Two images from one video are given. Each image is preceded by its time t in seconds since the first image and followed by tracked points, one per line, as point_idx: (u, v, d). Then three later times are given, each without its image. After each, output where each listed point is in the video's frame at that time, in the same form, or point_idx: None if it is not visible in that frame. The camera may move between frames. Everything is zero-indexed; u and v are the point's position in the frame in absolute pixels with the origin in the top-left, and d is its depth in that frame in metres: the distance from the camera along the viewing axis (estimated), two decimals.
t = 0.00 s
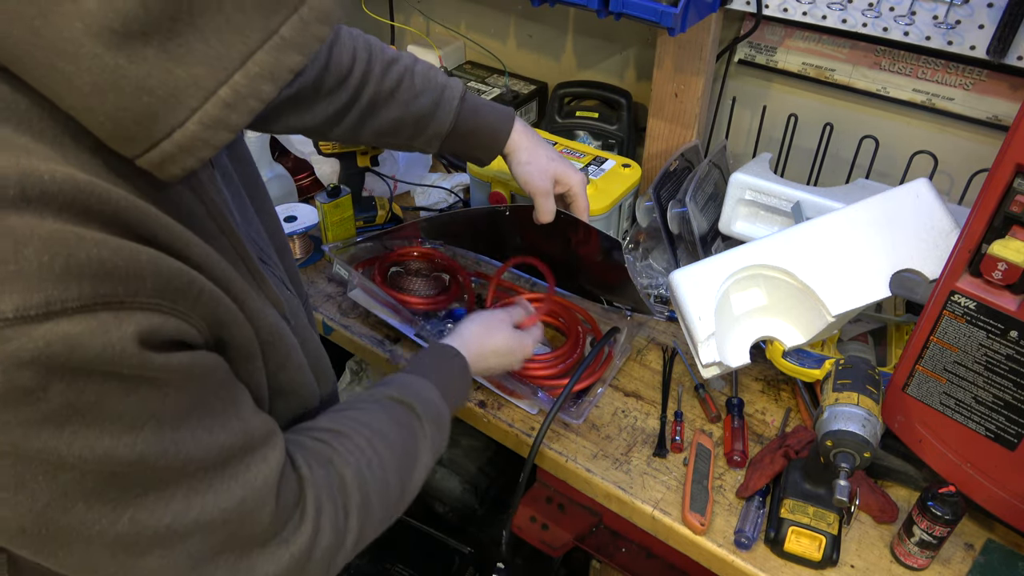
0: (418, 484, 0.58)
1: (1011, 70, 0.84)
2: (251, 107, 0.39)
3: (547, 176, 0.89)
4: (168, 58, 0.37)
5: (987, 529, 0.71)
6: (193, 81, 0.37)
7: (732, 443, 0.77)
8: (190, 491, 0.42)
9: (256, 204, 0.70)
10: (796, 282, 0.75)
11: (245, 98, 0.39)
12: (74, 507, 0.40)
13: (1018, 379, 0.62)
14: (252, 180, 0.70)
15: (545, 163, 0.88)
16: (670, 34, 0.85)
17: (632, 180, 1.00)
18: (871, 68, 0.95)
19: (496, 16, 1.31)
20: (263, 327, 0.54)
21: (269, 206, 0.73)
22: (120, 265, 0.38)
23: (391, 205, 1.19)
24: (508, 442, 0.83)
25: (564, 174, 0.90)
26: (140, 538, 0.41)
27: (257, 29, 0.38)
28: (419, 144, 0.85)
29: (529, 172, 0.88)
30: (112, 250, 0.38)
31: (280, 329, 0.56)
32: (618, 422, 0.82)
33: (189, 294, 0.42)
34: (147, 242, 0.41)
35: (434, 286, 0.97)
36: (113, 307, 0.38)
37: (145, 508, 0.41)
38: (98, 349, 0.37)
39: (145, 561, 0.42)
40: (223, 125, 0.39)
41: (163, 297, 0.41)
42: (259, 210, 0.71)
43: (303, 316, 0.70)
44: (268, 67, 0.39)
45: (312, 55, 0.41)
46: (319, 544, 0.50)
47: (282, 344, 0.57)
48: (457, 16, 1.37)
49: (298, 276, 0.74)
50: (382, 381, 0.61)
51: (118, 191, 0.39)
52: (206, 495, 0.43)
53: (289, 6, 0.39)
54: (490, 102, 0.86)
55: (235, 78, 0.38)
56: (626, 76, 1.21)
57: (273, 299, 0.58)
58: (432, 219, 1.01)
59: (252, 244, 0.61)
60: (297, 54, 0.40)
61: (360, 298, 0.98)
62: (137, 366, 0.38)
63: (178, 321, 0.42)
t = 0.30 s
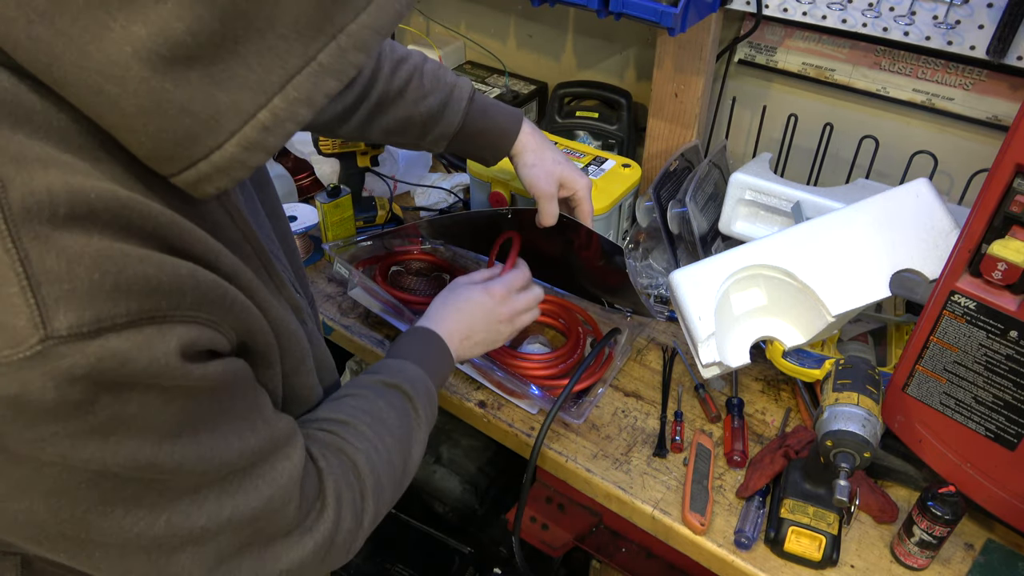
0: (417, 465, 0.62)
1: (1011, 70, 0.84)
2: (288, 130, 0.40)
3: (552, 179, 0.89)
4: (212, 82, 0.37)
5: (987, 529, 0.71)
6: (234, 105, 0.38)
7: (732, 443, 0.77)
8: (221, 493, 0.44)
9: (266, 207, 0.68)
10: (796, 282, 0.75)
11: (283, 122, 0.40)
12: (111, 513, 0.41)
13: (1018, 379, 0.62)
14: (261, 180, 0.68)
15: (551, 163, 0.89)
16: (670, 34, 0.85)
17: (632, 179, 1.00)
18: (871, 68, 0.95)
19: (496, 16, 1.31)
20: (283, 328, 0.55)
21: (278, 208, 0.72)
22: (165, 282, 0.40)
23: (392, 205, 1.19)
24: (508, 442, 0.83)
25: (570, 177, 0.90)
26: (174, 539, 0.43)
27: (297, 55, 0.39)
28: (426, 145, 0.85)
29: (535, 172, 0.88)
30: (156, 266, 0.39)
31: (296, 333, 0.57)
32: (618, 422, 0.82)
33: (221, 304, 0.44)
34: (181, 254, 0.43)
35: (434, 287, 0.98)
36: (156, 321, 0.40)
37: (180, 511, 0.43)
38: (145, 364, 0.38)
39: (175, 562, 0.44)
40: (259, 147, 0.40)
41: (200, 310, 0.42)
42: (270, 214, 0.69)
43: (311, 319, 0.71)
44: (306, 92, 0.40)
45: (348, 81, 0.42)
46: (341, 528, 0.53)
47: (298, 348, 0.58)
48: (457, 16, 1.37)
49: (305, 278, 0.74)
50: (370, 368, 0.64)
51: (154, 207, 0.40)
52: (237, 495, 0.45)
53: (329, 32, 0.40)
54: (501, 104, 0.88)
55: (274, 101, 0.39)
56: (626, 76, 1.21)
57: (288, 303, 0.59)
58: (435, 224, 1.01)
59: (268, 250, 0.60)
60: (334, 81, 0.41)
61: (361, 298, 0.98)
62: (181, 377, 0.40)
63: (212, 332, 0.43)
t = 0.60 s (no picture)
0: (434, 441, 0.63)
1: (1011, 70, 0.84)
2: (320, 120, 0.41)
3: (548, 189, 0.89)
4: (250, 75, 0.38)
5: (987, 529, 0.71)
6: (270, 97, 0.39)
7: (732, 443, 0.77)
8: (275, 471, 0.45)
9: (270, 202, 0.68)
10: (796, 282, 0.75)
11: (316, 112, 0.40)
12: (175, 491, 0.42)
13: (1018, 379, 0.62)
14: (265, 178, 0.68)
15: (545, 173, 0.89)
16: (670, 34, 0.85)
17: (632, 180, 1.00)
18: (871, 68, 0.95)
19: (496, 16, 1.31)
20: (307, 323, 0.55)
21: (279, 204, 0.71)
22: (218, 262, 0.40)
23: (392, 205, 1.20)
24: (508, 442, 0.83)
25: (566, 186, 0.90)
26: (233, 516, 0.44)
27: (328, 47, 0.40)
28: (422, 149, 0.85)
29: (530, 182, 0.88)
30: (208, 249, 0.40)
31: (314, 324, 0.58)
32: (618, 422, 0.82)
33: (262, 288, 0.44)
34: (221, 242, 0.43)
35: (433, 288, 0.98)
36: (209, 300, 0.40)
37: (237, 490, 0.44)
38: (205, 342, 0.38)
39: (232, 537, 0.45)
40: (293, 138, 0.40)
41: (245, 292, 0.43)
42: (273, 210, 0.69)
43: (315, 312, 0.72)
44: (337, 83, 0.40)
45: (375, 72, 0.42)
46: (383, 497, 0.54)
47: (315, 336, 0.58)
48: (457, 17, 1.37)
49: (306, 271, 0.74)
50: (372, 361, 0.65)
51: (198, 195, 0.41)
52: (288, 472, 0.46)
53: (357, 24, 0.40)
54: (498, 108, 0.88)
55: (308, 92, 0.40)
56: (626, 76, 1.21)
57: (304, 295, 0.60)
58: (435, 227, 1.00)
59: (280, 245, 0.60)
60: (363, 70, 0.41)
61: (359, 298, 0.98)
62: (236, 355, 0.40)
63: (257, 314, 0.44)
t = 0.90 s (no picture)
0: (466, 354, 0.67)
1: (1011, 70, 0.84)
2: (348, 97, 0.44)
3: (545, 191, 0.88)
4: (282, 55, 0.41)
5: (987, 529, 0.71)
6: (300, 76, 0.42)
7: (732, 443, 0.77)
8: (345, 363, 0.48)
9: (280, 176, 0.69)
10: (797, 282, 0.75)
11: (344, 89, 0.43)
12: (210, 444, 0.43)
13: (1018, 379, 0.62)
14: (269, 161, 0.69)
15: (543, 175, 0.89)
16: (670, 34, 0.85)
17: (632, 179, 1.00)
18: (871, 68, 0.95)
19: (496, 16, 1.31)
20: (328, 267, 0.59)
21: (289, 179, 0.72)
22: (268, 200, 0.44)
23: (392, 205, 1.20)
24: (508, 442, 0.83)
25: (562, 189, 0.89)
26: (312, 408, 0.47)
27: (354, 24, 0.42)
28: (416, 155, 0.85)
29: (527, 184, 0.88)
30: (261, 191, 0.43)
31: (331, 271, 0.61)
32: (618, 422, 0.82)
33: (299, 221, 0.48)
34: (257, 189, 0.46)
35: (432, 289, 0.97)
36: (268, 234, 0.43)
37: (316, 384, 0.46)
38: (280, 270, 0.42)
39: (318, 428, 0.48)
40: (321, 114, 0.44)
41: (291, 225, 0.47)
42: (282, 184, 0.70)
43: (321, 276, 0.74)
44: (365, 60, 0.43)
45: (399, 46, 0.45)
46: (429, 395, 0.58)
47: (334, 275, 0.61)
48: (457, 17, 1.37)
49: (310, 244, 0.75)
50: (396, 290, 0.68)
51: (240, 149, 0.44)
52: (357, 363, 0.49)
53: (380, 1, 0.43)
54: (491, 114, 0.87)
55: (336, 70, 0.43)
56: (626, 76, 1.21)
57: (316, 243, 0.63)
58: (436, 230, 0.99)
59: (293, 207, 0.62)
60: (388, 47, 0.44)
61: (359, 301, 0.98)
62: (297, 284, 0.44)
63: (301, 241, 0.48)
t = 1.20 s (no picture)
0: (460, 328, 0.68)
1: (1011, 70, 0.84)
2: (344, 63, 0.46)
3: (540, 194, 0.88)
4: (280, 22, 0.43)
5: (987, 529, 0.71)
6: (297, 42, 0.43)
7: (732, 443, 0.77)
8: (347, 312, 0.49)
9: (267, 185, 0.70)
10: (797, 282, 0.75)
11: (339, 55, 0.45)
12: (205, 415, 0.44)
13: (1018, 379, 0.62)
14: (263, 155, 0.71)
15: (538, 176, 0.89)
16: (670, 34, 0.85)
17: (632, 179, 1.00)
18: (871, 68, 0.95)
19: (496, 16, 1.31)
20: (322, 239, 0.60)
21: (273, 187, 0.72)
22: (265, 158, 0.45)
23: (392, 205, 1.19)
24: (508, 442, 0.83)
25: (557, 191, 0.89)
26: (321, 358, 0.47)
27: None
28: (413, 157, 0.85)
29: (523, 185, 0.88)
30: (258, 151, 0.45)
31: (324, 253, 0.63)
32: (618, 422, 0.82)
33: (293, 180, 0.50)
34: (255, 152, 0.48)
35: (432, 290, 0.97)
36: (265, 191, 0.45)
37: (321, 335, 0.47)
38: (278, 222, 0.43)
39: (329, 378, 0.49)
40: (318, 81, 0.45)
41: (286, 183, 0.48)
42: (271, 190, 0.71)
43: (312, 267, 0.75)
44: (358, 27, 0.46)
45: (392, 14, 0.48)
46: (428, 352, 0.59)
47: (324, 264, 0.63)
48: (458, 17, 1.37)
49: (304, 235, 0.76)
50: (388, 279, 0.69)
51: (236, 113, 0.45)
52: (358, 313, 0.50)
53: None
54: (486, 115, 0.87)
55: (332, 38, 0.45)
56: (626, 76, 1.21)
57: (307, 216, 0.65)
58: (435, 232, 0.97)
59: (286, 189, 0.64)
60: (381, 14, 0.47)
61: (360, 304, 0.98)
62: (295, 238, 0.45)
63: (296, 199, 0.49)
